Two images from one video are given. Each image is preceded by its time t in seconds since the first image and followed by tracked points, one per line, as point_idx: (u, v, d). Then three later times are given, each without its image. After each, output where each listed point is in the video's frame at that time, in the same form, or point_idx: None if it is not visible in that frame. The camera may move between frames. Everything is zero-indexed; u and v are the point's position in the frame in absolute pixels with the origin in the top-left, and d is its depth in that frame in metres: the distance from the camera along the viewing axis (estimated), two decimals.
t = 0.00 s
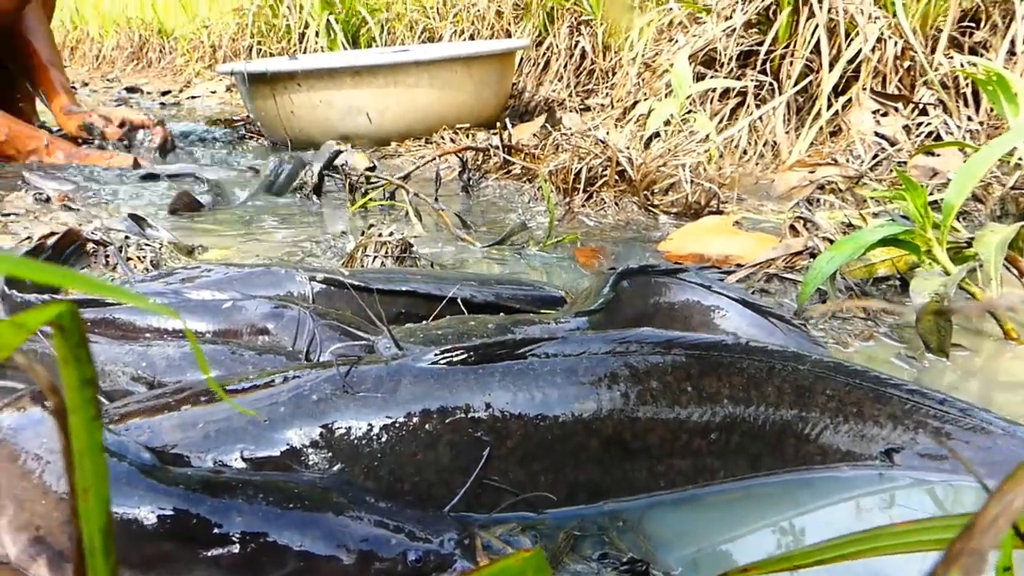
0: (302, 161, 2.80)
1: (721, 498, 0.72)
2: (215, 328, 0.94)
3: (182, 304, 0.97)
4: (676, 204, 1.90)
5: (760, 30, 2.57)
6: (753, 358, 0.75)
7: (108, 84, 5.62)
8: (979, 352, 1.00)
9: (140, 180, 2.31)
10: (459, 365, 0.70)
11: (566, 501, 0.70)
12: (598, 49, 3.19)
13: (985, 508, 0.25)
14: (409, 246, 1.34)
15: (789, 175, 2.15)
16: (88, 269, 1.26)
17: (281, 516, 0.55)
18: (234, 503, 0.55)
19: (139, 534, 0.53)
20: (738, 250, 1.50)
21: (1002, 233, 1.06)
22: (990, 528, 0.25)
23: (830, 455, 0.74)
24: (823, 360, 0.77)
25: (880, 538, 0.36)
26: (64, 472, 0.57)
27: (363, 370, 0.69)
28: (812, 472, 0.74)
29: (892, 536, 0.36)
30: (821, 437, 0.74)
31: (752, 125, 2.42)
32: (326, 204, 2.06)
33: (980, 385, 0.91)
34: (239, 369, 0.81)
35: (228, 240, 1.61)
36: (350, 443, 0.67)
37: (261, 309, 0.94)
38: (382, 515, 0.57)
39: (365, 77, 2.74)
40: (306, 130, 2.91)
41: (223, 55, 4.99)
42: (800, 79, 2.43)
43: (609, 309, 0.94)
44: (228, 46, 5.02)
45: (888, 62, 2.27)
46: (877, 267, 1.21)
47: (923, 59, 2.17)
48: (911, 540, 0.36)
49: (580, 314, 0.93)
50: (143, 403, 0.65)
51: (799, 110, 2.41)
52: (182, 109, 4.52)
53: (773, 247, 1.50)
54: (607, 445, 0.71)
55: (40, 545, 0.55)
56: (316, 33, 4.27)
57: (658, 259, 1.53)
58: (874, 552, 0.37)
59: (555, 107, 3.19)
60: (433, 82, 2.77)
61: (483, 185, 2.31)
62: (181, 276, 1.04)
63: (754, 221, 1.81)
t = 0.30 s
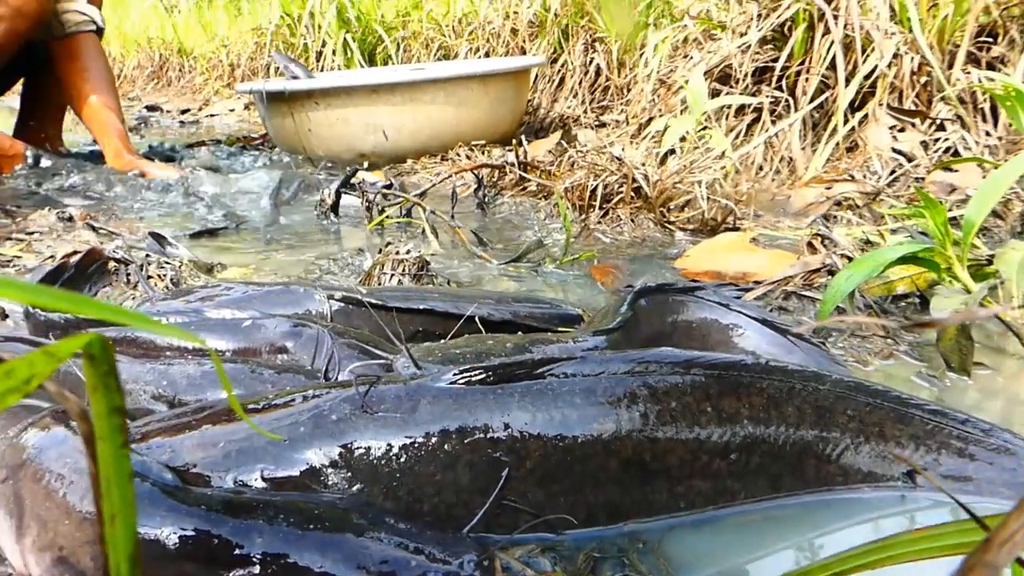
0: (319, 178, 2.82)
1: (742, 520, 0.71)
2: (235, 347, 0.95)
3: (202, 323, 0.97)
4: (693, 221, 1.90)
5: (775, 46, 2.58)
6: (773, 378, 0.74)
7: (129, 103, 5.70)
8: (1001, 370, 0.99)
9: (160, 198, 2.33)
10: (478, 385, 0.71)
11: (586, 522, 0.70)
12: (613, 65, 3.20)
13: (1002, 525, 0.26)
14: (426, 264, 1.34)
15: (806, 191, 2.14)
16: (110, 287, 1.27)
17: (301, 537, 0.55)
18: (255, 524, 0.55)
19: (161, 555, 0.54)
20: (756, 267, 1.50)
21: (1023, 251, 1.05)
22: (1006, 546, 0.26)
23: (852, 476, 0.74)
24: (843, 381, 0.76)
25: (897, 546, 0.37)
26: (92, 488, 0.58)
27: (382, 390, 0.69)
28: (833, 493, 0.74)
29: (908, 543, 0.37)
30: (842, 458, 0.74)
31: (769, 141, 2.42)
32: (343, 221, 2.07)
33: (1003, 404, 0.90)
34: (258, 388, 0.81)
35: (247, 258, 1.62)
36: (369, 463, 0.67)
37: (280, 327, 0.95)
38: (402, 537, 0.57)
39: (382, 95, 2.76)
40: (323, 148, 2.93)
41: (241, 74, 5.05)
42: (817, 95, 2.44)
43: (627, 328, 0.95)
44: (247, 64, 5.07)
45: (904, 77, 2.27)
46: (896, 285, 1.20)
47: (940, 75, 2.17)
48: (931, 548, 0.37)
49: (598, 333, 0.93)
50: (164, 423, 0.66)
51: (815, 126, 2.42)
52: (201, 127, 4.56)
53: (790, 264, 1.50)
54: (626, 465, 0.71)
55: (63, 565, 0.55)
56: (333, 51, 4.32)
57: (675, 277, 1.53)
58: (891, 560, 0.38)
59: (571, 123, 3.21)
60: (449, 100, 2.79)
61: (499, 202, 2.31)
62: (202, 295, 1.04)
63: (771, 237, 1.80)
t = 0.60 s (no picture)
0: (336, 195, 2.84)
1: (763, 542, 0.71)
2: (253, 365, 0.95)
3: (221, 342, 0.98)
4: (710, 237, 1.90)
5: (791, 61, 2.58)
6: (793, 398, 0.74)
7: (149, 121, 5.76)
8: None
9: (180, 216, 2.36)
10: (496, 405, 0.71)
11: (605, 544, 0.70)
12: (628, 81, 3.22)
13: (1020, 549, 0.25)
14: (443, 281, 1.35)
15: (823, 208, 2.14)
16: (130, 305, 1.28)
17: (321, 558, 0.55)
18: (275, 545, 0.55)
19: None
20: (774, 284, 1.49)
21: None
22: None
23: (874, 497, 0.73)
24: (864, 401, 0.76)
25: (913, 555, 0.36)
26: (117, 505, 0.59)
27: (401, 410, 0.70)
28: (856, 515, 0.73)
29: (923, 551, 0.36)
30: (864, 479, 0.73)
31: (785, 157, 2.42)
32: (360, 238, 2.08)
33: None
34: (277, 407, 0.81)
35: (265, 276, 1.63)
36: (388, 483, 0.67)
37: (299, 346, 0.95)
38: (420, 558, 0.57)
39: (399, 112, 2.78)
40: (341, 165, 2.96)
41: (259, 91, 5.10)
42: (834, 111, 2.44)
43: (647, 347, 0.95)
44: (264, 82, 5.12)
45: (922, 92, 2.26)
46: (916, 303, 1.19)
47: (959, 90, 2.16)
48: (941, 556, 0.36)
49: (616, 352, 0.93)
50: (185, 443, 0.66)
51: (832, 142, 2.41)
52: (219, 145, 4.61)
53: (808, 281, 1.49)
54: (645, 485, 0.71)
55: None
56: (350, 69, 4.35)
57: (692, 294, 1.53)
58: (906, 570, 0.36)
59: (586, 139, 3.22)
60: (465, 117, 2.81)
61: (515, 219, 2.32)
62: (220, 313, 1.05)
63: (788, 254, 1.80)
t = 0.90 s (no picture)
0: (349, 210, 2.85)
1: (780, 558, 0.70)
2: (268, 381, 0.95)
3: (236, 357, 0.98)
4: (722, 250, 1.89)
5: (802, 73, 2.58)
6: (809, 412, 0.74)
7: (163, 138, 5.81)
8: None
9: (194, 232, 2.37)
10: (511, 421, 0.71)
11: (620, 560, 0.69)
12: (639, 95, 3.23)
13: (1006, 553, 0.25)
14: (456, 296, 1.35)
15: (837, 219, 2.13)
16: (146, 322, 1.29)
17: None
18: (291, 562, 0.55)
19: None
20: (788, 297, 1.49)
21: None
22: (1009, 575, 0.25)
23: (892, 512, 0.73)
24: (880, 415, 0.75)
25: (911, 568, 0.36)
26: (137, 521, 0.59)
27: (415, 426, 0.70)
28: (874, 530, 0.72)
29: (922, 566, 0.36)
30: (882, 493, 0.73)
31: (798, 169, 2.42)
32: (372, 253, 2.09)
33: None
34: (292, 423, 0.81)
35: (279, 291, 1.64)
36: (403, 499, 0.67)
37: (313, 362, 0.96)
38: None
39: (411, 128, 2.79)
40: (353, 180, 2.97)
41: (272, 108, 5.15)
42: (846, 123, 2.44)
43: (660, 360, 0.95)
44: (277, 99, 5.16)
45: (934, 103, 2.26)
46: (931, 314, 1.19)
47: (972, 100, 2.15)
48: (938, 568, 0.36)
49: (630, 367, 0.94)
50: (200, 459, 0.66)
51: (844, 153, 2.41)
52: (232, 161, 4.64)
53: (823, 293, 1.49)
54: (661, 501, 0.70)
55: None
56: (361, 85, 4.39)
57: (705, 308, 1.52)
58: None
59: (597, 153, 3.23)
60: (476, 131, 2.82)
61: (527, 233, 2.32)
62: (234, 329, 1.06)
63: (802, 266, 1.79)
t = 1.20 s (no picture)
0: (364, 228, 2.87)
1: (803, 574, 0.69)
2: (285, 400, 0.95)
3: (253, 375, 0.98)
4: (738, 264, 1.89)
5: (816, 87, 2.58)
6: (829, 427, 0.73)
7: (180, 158, 5.87)
8: None
9: (212, 251, 2.40)
10: (528, 437, 0.70)
11: None
12: (652, 110, 3.24)
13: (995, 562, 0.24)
14: (472, 312, 1.35)
15: (852, 232, 2.12)
16: (164, 340, 1.30)
17: None
18: None
19: None
20: (806, 310, 1.48)
21: None
22: None
23: (915, 528, 0.72)
24: (902, 429, 0.75)
25: None
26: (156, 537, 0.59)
27: (433, 443, 0.69)
28: (898, 546, 0.72)
29: None
30: (905, 509, 0.72)
31: (813, 182, 2.42)
32: (388, 270, 2.10)
33: None
34: (310, 441, 0.81)
35: (296, 309, 1.65)
36: (421, 517, 0.67)
37: (330, 379, 0.96)
38: None
39: (425, 145, 2.81)
40: (367, 197, 2.99)
41: (287, 127, 5.19)
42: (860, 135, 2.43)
43: (676, 377, 0.96)
44: (292, 118, 5.20)
45: (950, 114, 2.25)
46: (951, 327, 1.18)
47: (988, 111, 2.15)
48: None
49: (647, 383, 0.95)
50: (219, 477, 0.67)
51: (859, 166, 2.41)
52: (249, 181, 4.68)
53: (841, 306, 1.48)
54: (680, 518, 0.70)
55: None
56: (376, 104, 4.42)
57: (722, 322, 1.52)
58: None
59: (610, 168, 3.24)
60: (490, 148, 2.83)
61: (541, 248, 2.33)
62: (252, 347, 1.06)
63: (819, 280, 1.78)
